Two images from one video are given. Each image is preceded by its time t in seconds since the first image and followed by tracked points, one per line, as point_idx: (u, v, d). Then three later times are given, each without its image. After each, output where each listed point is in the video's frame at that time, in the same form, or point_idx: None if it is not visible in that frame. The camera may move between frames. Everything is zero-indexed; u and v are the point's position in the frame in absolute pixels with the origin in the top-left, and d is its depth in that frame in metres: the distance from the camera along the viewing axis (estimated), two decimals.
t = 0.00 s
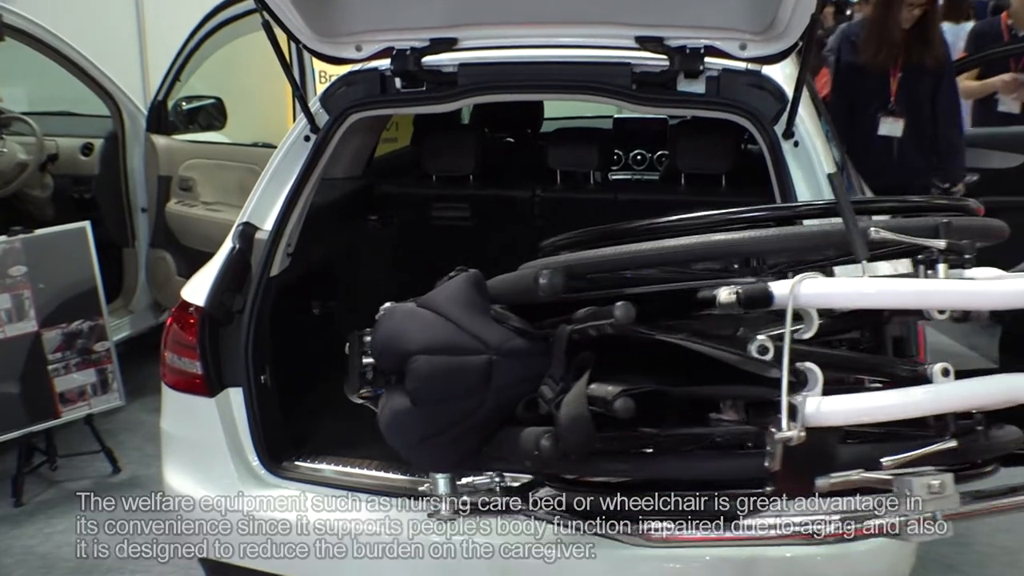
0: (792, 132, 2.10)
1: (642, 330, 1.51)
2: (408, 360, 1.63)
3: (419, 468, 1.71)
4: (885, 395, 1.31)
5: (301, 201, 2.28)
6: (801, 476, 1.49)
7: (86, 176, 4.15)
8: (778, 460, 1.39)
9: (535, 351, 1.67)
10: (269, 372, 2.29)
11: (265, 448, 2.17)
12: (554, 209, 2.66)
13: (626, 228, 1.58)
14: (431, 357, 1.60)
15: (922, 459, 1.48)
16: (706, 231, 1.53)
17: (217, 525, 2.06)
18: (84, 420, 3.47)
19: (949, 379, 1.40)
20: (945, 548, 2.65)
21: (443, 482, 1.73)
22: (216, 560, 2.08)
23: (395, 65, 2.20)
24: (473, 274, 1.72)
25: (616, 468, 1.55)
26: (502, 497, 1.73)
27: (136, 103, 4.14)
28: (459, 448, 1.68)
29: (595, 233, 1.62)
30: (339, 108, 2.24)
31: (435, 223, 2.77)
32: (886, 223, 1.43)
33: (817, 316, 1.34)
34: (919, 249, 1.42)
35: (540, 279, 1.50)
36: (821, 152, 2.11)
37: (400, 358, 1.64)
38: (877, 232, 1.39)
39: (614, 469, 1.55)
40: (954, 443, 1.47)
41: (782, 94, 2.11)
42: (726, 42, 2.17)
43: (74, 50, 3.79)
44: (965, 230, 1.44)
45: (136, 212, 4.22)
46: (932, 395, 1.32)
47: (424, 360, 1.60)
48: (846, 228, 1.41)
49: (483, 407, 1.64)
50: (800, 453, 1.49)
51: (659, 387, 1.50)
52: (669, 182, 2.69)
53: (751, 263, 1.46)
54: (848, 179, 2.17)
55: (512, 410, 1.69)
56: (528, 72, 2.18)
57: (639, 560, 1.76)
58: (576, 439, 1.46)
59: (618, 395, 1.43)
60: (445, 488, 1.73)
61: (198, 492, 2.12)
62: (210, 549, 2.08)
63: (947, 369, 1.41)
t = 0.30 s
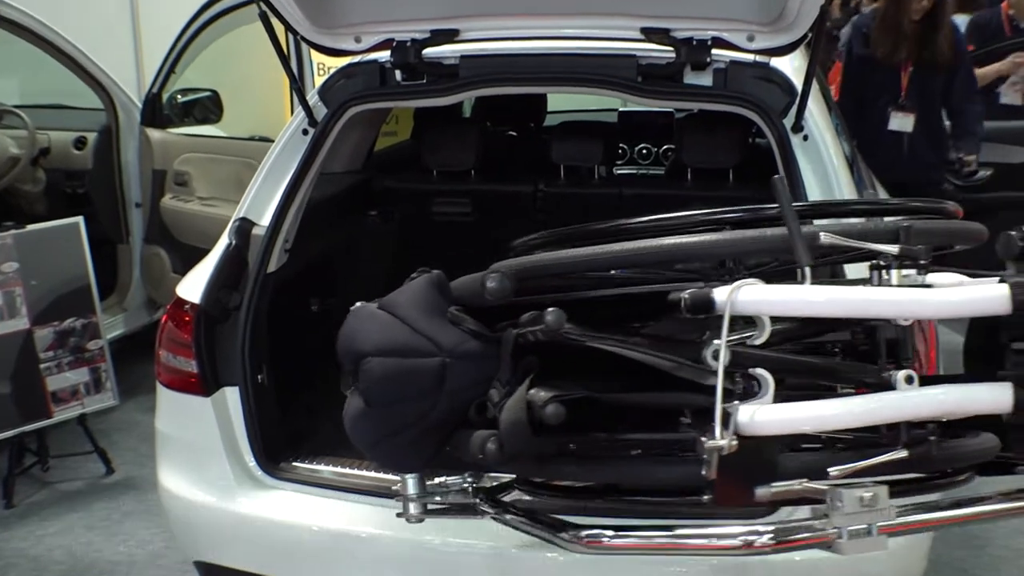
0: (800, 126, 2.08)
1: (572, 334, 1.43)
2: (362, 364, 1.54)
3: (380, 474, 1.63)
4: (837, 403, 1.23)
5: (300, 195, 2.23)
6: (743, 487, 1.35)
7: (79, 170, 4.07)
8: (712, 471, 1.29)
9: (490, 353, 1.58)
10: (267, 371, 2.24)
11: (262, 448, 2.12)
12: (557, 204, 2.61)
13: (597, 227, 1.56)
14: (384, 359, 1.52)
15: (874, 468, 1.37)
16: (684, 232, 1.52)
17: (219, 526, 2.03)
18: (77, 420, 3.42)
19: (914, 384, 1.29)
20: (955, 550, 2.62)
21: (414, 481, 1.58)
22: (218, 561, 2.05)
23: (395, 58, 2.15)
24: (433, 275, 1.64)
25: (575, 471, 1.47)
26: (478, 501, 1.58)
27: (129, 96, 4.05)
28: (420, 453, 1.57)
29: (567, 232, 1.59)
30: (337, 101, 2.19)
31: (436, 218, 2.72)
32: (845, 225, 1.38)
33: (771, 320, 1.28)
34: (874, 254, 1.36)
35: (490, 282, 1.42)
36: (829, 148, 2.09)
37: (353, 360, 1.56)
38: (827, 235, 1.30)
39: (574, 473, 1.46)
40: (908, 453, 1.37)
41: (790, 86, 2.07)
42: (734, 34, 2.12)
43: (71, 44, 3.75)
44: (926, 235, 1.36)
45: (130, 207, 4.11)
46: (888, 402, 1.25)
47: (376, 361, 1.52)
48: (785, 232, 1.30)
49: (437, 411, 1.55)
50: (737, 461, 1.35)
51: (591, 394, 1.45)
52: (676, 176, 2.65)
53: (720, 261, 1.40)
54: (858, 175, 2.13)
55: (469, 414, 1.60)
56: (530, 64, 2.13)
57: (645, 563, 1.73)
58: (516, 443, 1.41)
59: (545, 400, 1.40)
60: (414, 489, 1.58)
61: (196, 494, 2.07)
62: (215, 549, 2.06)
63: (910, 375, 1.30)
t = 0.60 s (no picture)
0: (810, 120, 2.03)
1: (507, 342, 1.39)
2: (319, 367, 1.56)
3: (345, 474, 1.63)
4: (767, 414, 1.20)
5: (297, 190, 2.17)
6: (680, 494, 1.32)
7: (69, 165, 4.01)
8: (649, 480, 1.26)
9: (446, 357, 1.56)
10: (262, 372, 2.19)
11: (258, 452, 2.07)
12: (560, 200, 2.55)
13: (560, 231, 1.56)
14: (338, 362, 1.53)
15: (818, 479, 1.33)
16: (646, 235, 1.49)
17: (214, 532, 1.98)
18: (68, 422, 3.37)
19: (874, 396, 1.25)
20: (965, 557, 2.58)
21: (383, 481, 1.56)
22: (215, 568, 2.00)
23: (394, 51, 2.10)
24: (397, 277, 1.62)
25: (519, 477, 1.42)
26: (444, 503, 1.57)
27: (122, 90, 4.01)
28: (376, 455, 1.58)
29: (541, 232, 1.56)
30: (335, 95, 2.14)
31: (436, 215, 2.66)
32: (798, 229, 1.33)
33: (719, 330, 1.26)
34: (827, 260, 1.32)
35: (438, 285, 1.45)
36: (840, 143, 2.04)
37: (311, 363, 1.57)
38: (773, 241, 1.25)
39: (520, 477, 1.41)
40: (852, 463, 1.31)
41: (800, 81, 2.02)
42: (742, 26, 2.06)
43: (67, 41, 3.73)
44: (886, 238, 1.33)
45: (123, 204, 4.10)
46: (820, 415, 1.20)
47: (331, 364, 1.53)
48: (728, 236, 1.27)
49: (393, 414, 1.54)
50: (671, 470, 1.31)
51: (525, 402, 1.41)
52: (682, 172, 2.61)
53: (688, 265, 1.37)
54: (869, 170, 2.08)
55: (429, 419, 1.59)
56: (532, 58, 2.08)
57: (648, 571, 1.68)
58: (455, 449, 1.39)
59: (477, 404, 1.37)
60: (383, 489, 1.56)
61: (191, 498, 2.02)
62: (210, 556, 2.00)
63: (871, 384, 1.25)
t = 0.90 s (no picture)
0: (819, 116, 2.00)
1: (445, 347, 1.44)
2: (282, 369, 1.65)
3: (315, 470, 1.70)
4: (696, 424, 1.26)
5: (296, 186, 2.13)
6: (617, 503, 1.35)
7: (63, 161, 4.02)
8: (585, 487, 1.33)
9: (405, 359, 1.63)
10: (260, 371, 2.15)
11: (256, 453, 2.03)
12: (564, 197, 2.51)
13: (535, 233, 1.61)
14: (298, 364, 1.62)
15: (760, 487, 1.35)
16: (610, 239, 1.58)
17: (213, 535, 1.94)
18: (63, 422, 3.34)
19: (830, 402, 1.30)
20: (977, 562, 2.54)
21: (356, 481, 1.61)
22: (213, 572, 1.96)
23: (395, 45, 2.05)
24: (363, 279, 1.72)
25: (480, 480, 1.49)
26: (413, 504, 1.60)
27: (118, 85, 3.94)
28: (343, 451, 1.64)
29: (513, 233, 1.64)
30: (335, 90, 2.10)
31: (437, 212, 2.62)
32: (753, 237, 1.45)
33: (669, 337, 1.34)
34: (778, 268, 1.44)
35: (389, 291, 1.51)
36: (850, 139, 2.01)
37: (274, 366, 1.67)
38: (719, 249, 1.39)
39: (477, 481, 1.49)
40: (796, 473, 1.35)
41: (808, 75, 1.98)
42: (748, 20, 2.02)
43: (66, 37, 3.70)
44: (841, 244, 1.42)
45: (119, 201, 4.04)
46: (750, 425, 1.26)
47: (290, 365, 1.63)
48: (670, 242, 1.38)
49: (352, 413, 1.62)
50: (610, 477, 1.33)
51: (459, 407, 1.45)
52: (688, 168, 2.57)
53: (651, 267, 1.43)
54: (878, 167, 2.05)
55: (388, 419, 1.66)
56: (535, 52, 2.04)
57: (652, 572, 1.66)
58: (399, 454, 1.49)
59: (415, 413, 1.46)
60: (356, 488, 1.62)
61: (188, 501, 1.98)
62: (207, 559, 1.96)
63: (829, 393, 1.31)
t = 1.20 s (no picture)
0: (827, 111, 1.96)
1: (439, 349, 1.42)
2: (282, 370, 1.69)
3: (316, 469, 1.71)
4: (682, 423, 1.23)
5: (296, 180, 2.10)
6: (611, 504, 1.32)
7: (59, 156, 4.00)
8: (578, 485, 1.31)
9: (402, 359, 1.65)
10: (259, 370, 2.12)
11: (255, 453, 2.00)
12: (568, 193, 2.48)
13: (534, 233, 1.59)
14: (296, 364, 1.65)
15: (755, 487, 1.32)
16: (605, 240, 1.56)
17: (210, 536, 1.91)
18: (58, 422, 3.30)
19: (826, 404, 1.28)
20: (989, 565, 2.51)
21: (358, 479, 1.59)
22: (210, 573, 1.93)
23: (396, 40, 2.02)
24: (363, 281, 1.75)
25: (479, 480, 1.45)
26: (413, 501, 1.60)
27: (114, 80, 3.91)
28: (343, 451, 1.65)
29: (512, 234, 1.62)
30: (335, 84, 2.06)
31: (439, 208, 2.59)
32: (745, 239, 1.41)
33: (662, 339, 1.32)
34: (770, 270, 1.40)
35: (385, 291, 1.51)
36: (858, 135, 1.97)
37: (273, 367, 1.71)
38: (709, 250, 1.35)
39: (475, 482, 1.44)
40: (789, 474, 1.31)
41: (817, 69, 1.95)
42: (756, 13, 1.97)
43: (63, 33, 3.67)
44: (833, 245, 1.41)
45: (114, 197, 3.99)
46: (741, 424, 1.23)
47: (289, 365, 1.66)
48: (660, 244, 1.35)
49: (348, 413, 1.64)
50: (602, 475, 1.31)
51: (453, 407, 1.44)
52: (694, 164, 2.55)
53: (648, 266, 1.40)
54: (887, 163, 2.02)
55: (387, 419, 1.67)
56: (537, 45, 2.00)
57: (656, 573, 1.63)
58: (389, 456, 1.47)
59: (409, 413, 1.45)
60: (357, 487, 1.59)
61: (185, 502, 1.95)
62: (205, 561, 1.93)
63: (825, 394, 1.29)
